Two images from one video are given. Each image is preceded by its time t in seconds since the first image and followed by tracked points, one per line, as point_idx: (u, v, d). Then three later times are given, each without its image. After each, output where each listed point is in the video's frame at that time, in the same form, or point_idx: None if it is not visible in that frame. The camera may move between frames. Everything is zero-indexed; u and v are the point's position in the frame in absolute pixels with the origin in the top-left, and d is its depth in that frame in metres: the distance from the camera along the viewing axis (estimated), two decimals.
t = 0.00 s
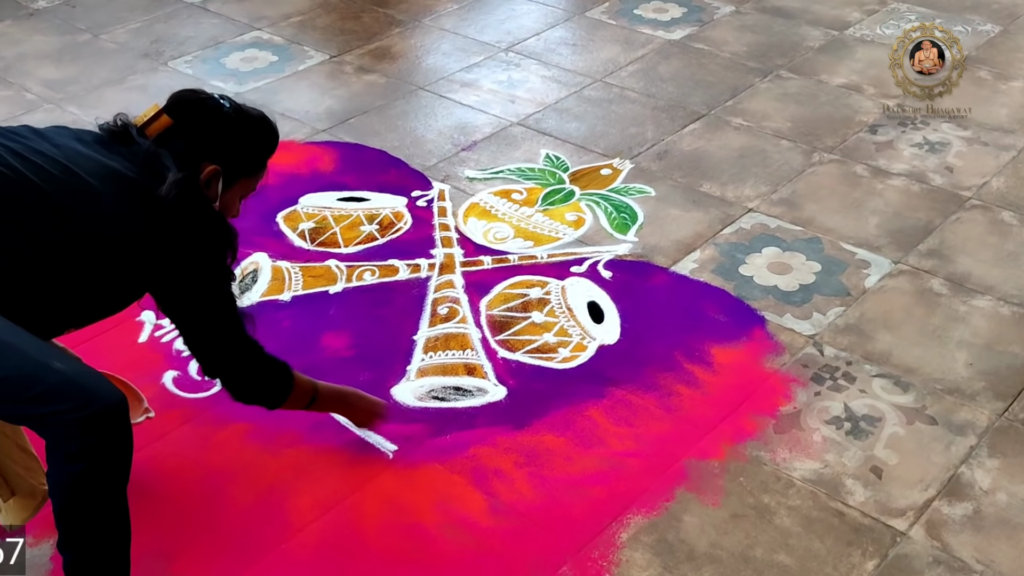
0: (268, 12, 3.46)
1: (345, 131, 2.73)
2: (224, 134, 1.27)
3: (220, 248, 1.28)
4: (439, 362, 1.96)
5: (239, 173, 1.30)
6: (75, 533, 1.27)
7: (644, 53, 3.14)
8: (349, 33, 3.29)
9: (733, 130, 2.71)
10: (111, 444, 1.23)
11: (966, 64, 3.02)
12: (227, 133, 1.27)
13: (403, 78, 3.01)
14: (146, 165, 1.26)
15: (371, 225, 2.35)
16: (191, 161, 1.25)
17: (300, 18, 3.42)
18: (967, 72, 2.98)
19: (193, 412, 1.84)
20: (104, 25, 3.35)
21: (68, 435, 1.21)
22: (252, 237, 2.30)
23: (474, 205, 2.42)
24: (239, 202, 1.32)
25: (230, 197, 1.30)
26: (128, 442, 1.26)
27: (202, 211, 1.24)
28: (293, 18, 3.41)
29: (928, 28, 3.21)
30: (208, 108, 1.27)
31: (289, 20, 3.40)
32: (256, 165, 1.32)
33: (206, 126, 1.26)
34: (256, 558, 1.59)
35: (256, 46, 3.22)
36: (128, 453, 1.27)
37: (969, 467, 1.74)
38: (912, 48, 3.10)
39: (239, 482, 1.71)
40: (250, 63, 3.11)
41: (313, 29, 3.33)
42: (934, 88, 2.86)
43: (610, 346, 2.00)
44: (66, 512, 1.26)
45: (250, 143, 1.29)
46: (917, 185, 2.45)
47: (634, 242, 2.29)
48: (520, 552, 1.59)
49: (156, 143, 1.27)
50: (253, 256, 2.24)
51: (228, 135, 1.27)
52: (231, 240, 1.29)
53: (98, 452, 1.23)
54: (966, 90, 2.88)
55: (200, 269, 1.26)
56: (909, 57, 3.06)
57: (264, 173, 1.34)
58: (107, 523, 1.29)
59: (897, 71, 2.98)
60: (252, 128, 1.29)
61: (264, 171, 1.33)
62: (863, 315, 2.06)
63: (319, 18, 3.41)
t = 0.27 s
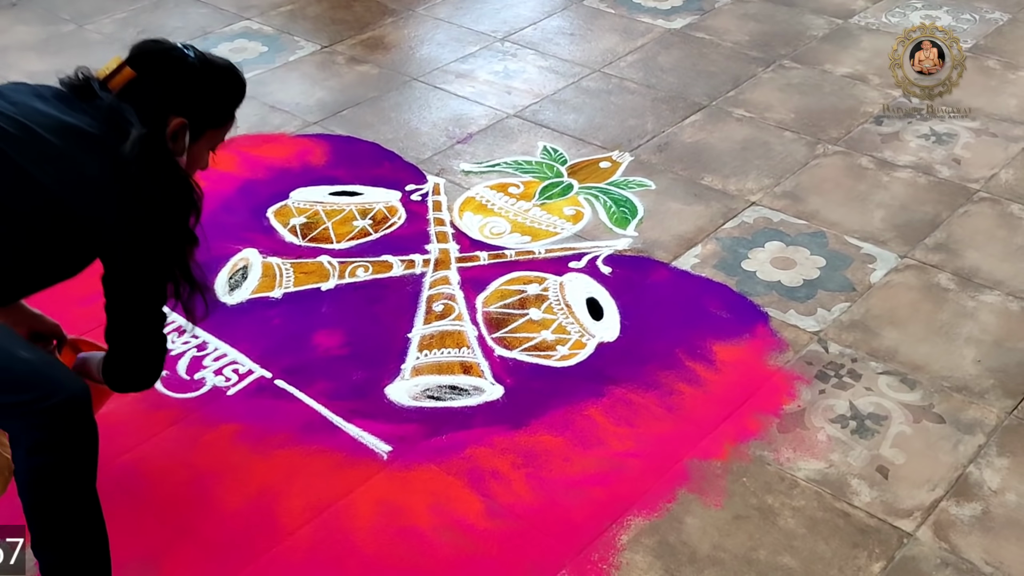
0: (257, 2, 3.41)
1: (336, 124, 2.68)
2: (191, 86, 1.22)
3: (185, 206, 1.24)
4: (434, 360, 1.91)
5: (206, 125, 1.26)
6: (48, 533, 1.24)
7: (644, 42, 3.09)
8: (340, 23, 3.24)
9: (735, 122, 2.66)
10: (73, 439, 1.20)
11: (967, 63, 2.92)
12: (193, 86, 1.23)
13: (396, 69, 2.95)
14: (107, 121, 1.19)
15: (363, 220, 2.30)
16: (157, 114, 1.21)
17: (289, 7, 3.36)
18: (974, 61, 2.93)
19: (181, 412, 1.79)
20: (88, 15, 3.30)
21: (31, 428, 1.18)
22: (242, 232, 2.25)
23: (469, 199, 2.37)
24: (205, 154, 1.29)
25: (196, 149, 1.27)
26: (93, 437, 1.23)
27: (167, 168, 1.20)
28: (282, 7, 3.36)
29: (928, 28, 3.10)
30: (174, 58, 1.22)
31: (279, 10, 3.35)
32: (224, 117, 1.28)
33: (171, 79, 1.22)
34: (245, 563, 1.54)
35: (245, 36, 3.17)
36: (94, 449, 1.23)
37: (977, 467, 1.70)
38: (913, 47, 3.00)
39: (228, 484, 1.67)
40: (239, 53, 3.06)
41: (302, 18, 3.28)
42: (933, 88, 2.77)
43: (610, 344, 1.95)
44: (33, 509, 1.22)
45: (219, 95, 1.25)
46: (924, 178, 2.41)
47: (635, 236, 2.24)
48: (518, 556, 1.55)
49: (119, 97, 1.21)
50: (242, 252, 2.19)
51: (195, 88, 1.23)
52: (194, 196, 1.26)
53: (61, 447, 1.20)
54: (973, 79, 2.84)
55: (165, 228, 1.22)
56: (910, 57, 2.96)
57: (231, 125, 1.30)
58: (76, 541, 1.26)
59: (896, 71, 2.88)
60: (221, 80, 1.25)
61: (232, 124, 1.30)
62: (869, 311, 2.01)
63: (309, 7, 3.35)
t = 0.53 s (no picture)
0: None
1: (330, 116, 2.62)
2: (150, 39, 1.21)
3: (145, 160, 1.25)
4: (432, 361, 1.85)
5: (166, 78, 1.25)
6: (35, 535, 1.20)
7: (647, 31, 3.03)
8: (333, 12, 3.19)
9: (742, 114, 2.60)
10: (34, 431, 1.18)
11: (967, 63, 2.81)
12: (152, 38, 1.21)
13: (391, 60, 2.90)
14: (65, 76, 1.19)
15: (358, 216, 2.24)
16: (114, 67, 1.20)
17: None
18: (988, 50, 2.88)
19: (171, 416, 1.74)
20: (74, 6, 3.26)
21: None
22: (232, 229, 2.19)
23: (467, 195, 2.31)
24: (167, 107, 1.28)
25: (157, 103, 1.26)
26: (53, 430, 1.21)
27: (127, 125, 1.20)
28: None
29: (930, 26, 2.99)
30: (129, 10, 1.20)
31: None
32: (183, 70, 1.26)
33: (128, 31, 1.20)
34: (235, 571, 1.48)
35: (234, 26, 3.12)
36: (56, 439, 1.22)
37: (994, 470, 1.63)
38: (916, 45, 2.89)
39: (218, 489, 1.61)
40: (228, 44, 3.01)
41: (294, 9, 3.22)
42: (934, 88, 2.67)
43: (613, 344, 1.89)
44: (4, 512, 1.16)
45: (177, 47, 1.24)
46: (937, 171, 2.35)
47: (638, 232, 2.18)
48: (518, 563, 1.49)
49: (75, 50, 1.20)
50: (233, 249, 2.13)
51: (153, 40, 1.21)
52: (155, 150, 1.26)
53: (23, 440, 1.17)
54: (987, 69, 2.78)
55: (125, 184, 1.23)
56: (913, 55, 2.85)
57: (192, 79, 1.28)
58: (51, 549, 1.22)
59: (896, 71, 2.78)
60: (179, 32, 1.24)
61: (193, 78, 1.28)
62: (881, 309, 1.95)
63: None
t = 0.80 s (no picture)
0: None
1: (325, 110, 2.57)
2: (140, 33, 1.16)
3: (131, 155, 1.18)
4: (430, 362, 1.80)
5: (152, 72, 1.19)
6: (33, 538, 1.12)
7: (652, 22, 2.98)
8: (329, 4, 3.14)
9: (750, 107, 2.54)
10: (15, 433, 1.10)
11: (968, 63, 2.72)
12: (142, 33, 1.16)
13: (388, 52, 2.84)
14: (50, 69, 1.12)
15: (354, 212, 2.19)
16: (102, 61, 1.14)
17: None
18: (1004, 41, 2.83)
19: (162, 419, 1.68)
20: None
21: None
22: (224, 226, 2.14)
23: (467, 190, 2.25)
24: (152, 102, 1.22)
25: (143, 97, 1.20)
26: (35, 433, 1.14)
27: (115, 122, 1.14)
28: None
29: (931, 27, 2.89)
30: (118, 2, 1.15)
31: None
32: (172, 66, 1.21)
33: (117, 25, 1.14)
34: None
35: (225, 17, 3.08)
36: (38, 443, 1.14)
37: (1012, 474, 1.57)
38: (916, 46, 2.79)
39: (209, 494, 1.55)
40: (219, 35, 2.96)
41: None
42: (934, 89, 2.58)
43: (617, 344, 1.83)
44: None
45: (167, 43, 1.19)
46: (952, 165, 2.29)
47: (643, 229, 2.12)
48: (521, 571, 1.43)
49: (61, 41, 1.14)
50: (225, 247, 2.08)
51: (143, 36, 1.16)
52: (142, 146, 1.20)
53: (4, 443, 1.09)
54: (1003, 60, 2.73)
55: (111, 180, 1.16)
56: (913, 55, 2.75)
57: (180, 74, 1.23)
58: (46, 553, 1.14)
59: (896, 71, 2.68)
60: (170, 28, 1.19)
61: (180, 72, 1.22)
62: (895, 308, 1.89)
63: None
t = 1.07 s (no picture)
0: None
1: (322, 107, 2.54)
2: (144, 46, 1.17)
3: (131, 166, 1.18)
4: (429, 363, 1.77)
5: (153, 85, 1.20)
6: (33, 538, 1.08)
7: (654, 18, 2.96)
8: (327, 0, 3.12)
9: (753, 104, 2.51)
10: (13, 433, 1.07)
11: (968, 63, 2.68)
12: (145, 46, 1.17)
13: (387, 49, 2.82)
14: (53, 78, 1.11)
15: (352, 211, 2.17)
16: (105, 73, 1.14)
17: None
18: (1009, 38, 2.80)
19: (156, 421, 1.66)
20: None
21: None
22: (220, 225, 2.12)
23: (466, 188, 2.23)
24: (151, 115, 1.22)
25: (142, 110, 1.20)
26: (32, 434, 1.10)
27: (117, 131, 1.14)
28: None
29: (928, 27, 2.84)
30: (122, 14, 1.16)
31: None
32: (171, 78, 1.22)
33: (122, 37, 1.15)
34: None
35: (221, 13, 3.06)
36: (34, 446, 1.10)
37: (1018, 476, 1.55)
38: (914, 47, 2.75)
39: (204, 497, 1.53)
40: (214, 31, 2.94)
41: None
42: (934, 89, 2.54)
43: (618, 345, 1.81)
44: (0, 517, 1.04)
45: (168, 56, 1.20)
46: (957, 164, 2.27)
47: (645, 228, 2.10)
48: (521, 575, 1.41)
49: (66, 52, 1.13)
50: (221, 246, 2.06)
51: (146, 49, 1.17)
52: (141, 159, 1.20)
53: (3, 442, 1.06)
54: (1008, 57, 2.70)
55: (112, 188, 1.16)
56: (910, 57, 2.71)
57: (178, 87, 1.24)
58: (48, 553, 1.10)
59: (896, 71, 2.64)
60: (171, 41, 1.20)
61: (179, 86, 1.24)
62: (900, 308, 1.87)
63: None
